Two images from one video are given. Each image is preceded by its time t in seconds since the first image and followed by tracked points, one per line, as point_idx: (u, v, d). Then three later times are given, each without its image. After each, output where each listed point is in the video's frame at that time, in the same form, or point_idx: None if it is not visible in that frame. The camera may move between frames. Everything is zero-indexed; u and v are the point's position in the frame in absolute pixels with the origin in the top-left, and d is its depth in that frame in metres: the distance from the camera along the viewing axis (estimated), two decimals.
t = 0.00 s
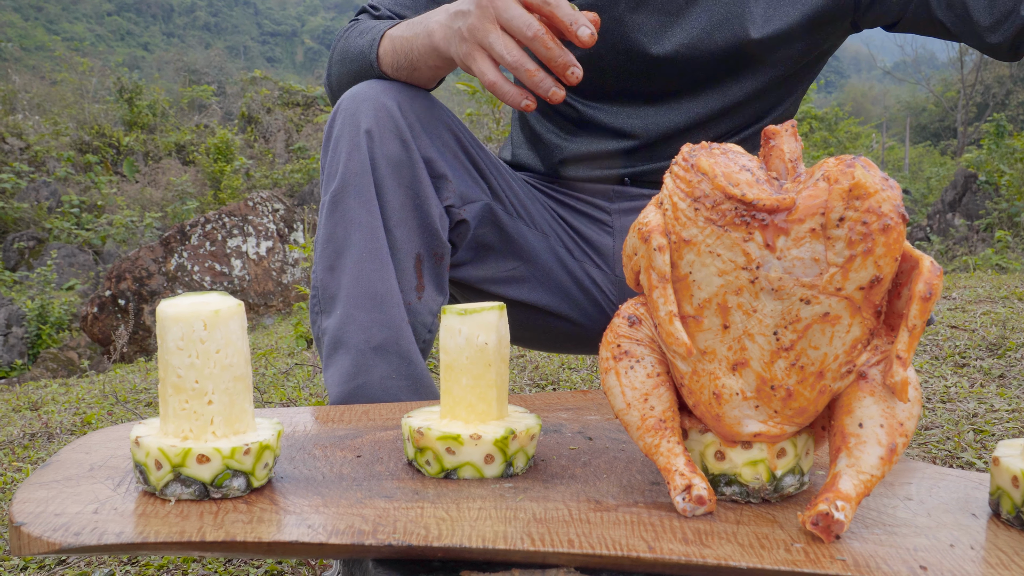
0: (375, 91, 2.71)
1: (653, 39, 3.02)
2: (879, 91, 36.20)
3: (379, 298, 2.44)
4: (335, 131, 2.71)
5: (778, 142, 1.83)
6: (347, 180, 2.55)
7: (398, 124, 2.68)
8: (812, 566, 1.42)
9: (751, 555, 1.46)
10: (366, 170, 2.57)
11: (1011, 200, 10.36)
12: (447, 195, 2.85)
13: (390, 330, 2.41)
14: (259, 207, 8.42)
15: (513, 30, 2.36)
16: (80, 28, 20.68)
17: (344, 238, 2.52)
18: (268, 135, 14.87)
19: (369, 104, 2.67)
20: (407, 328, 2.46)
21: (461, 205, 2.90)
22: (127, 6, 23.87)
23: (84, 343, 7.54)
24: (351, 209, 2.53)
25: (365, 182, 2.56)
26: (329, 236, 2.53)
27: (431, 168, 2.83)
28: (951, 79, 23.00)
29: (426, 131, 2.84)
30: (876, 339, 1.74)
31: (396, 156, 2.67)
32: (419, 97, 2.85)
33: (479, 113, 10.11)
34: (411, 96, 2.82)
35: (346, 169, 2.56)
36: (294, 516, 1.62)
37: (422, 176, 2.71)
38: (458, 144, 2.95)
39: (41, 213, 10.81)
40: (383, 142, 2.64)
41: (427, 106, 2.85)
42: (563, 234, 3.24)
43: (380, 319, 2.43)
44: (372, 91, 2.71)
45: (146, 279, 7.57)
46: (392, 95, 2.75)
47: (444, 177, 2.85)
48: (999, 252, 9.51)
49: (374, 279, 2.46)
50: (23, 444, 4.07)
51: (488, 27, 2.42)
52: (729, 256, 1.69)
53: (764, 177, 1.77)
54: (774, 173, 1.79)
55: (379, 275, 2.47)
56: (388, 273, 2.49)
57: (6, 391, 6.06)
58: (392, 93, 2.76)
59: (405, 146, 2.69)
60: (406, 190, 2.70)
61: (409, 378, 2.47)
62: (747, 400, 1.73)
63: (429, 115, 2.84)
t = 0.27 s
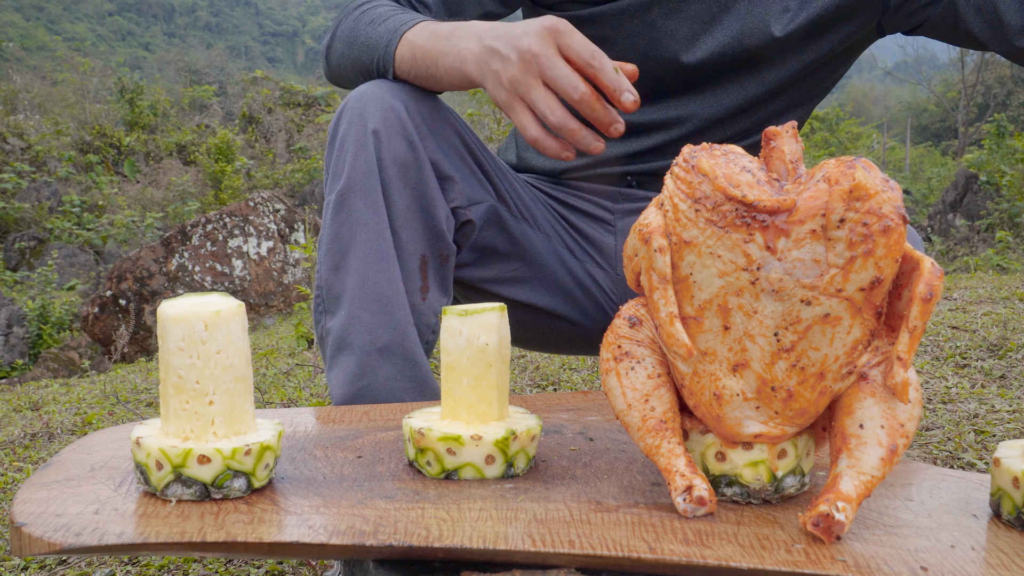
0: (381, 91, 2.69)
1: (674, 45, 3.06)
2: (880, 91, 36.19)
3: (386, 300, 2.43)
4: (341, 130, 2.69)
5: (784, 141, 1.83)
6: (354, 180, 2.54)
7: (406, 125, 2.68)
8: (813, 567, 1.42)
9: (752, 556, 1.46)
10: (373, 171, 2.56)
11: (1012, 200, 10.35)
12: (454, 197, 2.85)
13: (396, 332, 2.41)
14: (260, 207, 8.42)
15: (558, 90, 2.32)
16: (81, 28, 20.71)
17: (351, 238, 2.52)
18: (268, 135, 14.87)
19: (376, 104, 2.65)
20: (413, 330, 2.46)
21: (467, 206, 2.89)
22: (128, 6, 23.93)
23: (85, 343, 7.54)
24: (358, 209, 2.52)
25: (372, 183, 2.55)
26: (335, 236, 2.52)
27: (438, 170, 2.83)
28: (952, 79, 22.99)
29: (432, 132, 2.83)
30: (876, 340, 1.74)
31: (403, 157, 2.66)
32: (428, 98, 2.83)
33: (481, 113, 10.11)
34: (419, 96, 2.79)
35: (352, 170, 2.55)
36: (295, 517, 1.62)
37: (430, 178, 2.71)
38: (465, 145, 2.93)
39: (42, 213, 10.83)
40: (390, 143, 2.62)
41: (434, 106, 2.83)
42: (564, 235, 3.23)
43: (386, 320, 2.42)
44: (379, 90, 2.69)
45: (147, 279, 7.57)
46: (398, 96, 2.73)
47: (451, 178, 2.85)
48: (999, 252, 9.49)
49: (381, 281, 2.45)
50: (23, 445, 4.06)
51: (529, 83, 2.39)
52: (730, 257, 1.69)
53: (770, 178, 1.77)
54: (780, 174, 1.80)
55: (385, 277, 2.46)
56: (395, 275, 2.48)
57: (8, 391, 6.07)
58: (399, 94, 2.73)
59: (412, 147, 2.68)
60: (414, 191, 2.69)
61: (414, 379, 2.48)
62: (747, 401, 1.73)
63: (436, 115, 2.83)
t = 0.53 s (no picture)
0: (415, 92, 2.70)
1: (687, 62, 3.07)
2: (881, 92, 36.19)
3: (406, 304, 2.45)
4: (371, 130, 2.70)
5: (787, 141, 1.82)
6: (381, 182, 2.56)
7: (438, 130, 2.70)
8: (814, 568, 1.42)
9: (752, 557, 1.46)
10: (401, 173, 2.58)
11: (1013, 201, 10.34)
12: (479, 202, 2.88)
13: (414, 336, 2.42)
14: (261, 208, 8.42)
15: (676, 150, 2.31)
16: (82, 29, 20.74)
17: (374, 240, 2.53)
18: (269, 136, 14.87)
19: (410, 107, 2.67)
20: (430, 336, 2.47)
21: (490, 212, 2.91)
22: (129, 7, 23.95)
23: (86, 345, 7.55)
24: (383, 211, 2.54)
25: (398, 186, 2.57)
26: (358, 237, 2.53)
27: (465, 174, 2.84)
28: (953, 80, 22.99)
29: (462, 138, 2.84)
30: (878, 341, 1.74)
31: (433, 162, 2.67)
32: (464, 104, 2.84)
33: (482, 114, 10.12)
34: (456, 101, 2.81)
35: (380, 171, 2.58)
36: (296, 519, 1.62)
37: (456, 183, 2.72)
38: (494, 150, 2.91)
39: (43, 214, 10.85)
40: (421, 147, 2.65)
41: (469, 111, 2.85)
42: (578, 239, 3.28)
43: (405, 324, 2.43)
44: (414, 92, 2.70)
45: (148, 280, 7.58)
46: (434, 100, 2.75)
47: (478, 183, 2.87)
48: (1001, 253, 9.48)
49: (403, 285, 2.47)
50: (24, 445, 4.07)
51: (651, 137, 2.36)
52: (732, 258, 1.69)
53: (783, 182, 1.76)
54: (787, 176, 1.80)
55: (408, 281, 2.48)
56: (418, 279, 2.50)
57: (9, 392, 6.07)
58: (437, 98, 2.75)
59: (443, 151, 2.69)
60: (440, 195, 2.70)
61: (429, 385, 2.49)
62: (749, 402, 1.73)
63: (470, 121, 2.83)
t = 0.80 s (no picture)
0: (408, 90, 2.72)
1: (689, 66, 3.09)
2: (882, 93, 36.19)
3: (402, 299, 2.45)
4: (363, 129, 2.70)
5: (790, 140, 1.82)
6: (376, 178, 2.56)
7: (431, 126, 2.71)
8: (815, 569, 1.42)
9: (753, 558, 1.46)
10: (396, 169, 2.59)
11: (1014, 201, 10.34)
12: (474, 198, 2.87)
13: (410, 330, 2.43)
14: (262, 209, 8.41)
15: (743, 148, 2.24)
16: (83, 30, 20.76)
17: (370, 236, 2.54)
18: (270, 137, 14.88)
19: (402, 104, 2.68)
20: (427, 330, 2.47)
21: (483, 208, 2.92)
22: (130, 8, 23.97)
23: (87, 345, 7.56)
24: (379, 208, 2.55)
25: (393, 182, 2.57)
26: (354, 234, 2.53)
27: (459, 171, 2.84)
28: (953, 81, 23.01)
29: (454, 136, 2.85)
30: (878, 342, 1.74)
31: (427, 158, 2.69)
32: (454, 102, 2.86)
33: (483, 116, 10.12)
34: (446, 100, 2.83)
35: (375, 167, 2.58)
36: (298, 520, 1.62)
37: (451, 179, 2.72)
38: (486, 149, 2.94)
39: (44, 215, 10.86)
40: (415, 143, 2.66)
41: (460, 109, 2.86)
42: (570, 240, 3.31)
43: (402, 319, 2.44)
44: (406, 89, 2.72)
45: (149, 281, 7.59)
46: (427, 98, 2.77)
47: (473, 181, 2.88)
48: (1002, 254, 9.47)
49: (399, 280, 2.47)
50: (25, 446, 4.07)
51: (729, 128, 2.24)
52: (732, 259, 1.68)
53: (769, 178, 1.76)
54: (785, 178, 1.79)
55: (404, 276, 2.48)
56: (413, 274, 2.50)
57: (10, 393, 6.07)
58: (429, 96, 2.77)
59: (435, 148, 2.71)
60: (435, 191, 2.71)
61: (427, 380, 2.48)
62: (749, 402, 1.73)
63: (461, 119, 2.85)
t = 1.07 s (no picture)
0: (414, 92, 2.72)
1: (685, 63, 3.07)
2: (883, 94, 36.20)
3: (406, 300, 2.46)
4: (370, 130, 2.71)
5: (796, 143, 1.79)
6: (381, 179, 2.57)
7: (436, 128, 2.70)
8: (816, 569, 1.42)
9: (754, 559, 1.46)
10: (401, 171, 2.59)
11: (1015, 202, 10.34)
12: (479, 201, 2.88)
13: (414, 332, 2.43)
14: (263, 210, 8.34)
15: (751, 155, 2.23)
16: (84, 31, 20.79)
17: (375, 237, 2.54)
18: (271, 137, 14.88)
19: (410, 105, 2.68)
20: (431, 332, 2.47)
21: (489, 211, 2.92)
22: (131, 9, 23.99)
23: (88, 346, 7.56)
24: (384, 209, 2.55)
25: (399, 183, 2.58)
26: (359, 234, 2.54)
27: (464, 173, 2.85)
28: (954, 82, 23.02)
29: (460, 138, 2.86)
30: (879, 343, 1.74)
31: (433, 160, 2.69)
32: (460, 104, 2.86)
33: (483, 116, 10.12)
34: (452, 102, 2.83)
35: (381, 168, 2.58)
36: (298, 520, 1.62)
37: (457, 181, 2.72)
38: (491, 152, 2.95)
39: (45, 216, 10.88)
40: (421, 144, 2.66)
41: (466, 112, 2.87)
42: (573, 243, 3.30)
43: (405, 320, 2.44)
44: (413, 92, 2.71)
45: (149, 281, 7.59)
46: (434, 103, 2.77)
47: (478, 183, 2.88)
48: (1003, 254, 9.47)
49: (404, 281, 2.48)
50: (26, 447, 4.07)
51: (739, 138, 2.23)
52: (733, 260, 1.69)
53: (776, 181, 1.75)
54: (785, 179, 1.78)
55: (408, 277, 2.48)
56: (418, 276, 2.51)
57: (11, 394, 6.08)
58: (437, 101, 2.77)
59: (441, 150, 2.71)
60: (440, 193, 2.71)
61: (430, 382, 2.48)
62: (751, 404, 1.73)
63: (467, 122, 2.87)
